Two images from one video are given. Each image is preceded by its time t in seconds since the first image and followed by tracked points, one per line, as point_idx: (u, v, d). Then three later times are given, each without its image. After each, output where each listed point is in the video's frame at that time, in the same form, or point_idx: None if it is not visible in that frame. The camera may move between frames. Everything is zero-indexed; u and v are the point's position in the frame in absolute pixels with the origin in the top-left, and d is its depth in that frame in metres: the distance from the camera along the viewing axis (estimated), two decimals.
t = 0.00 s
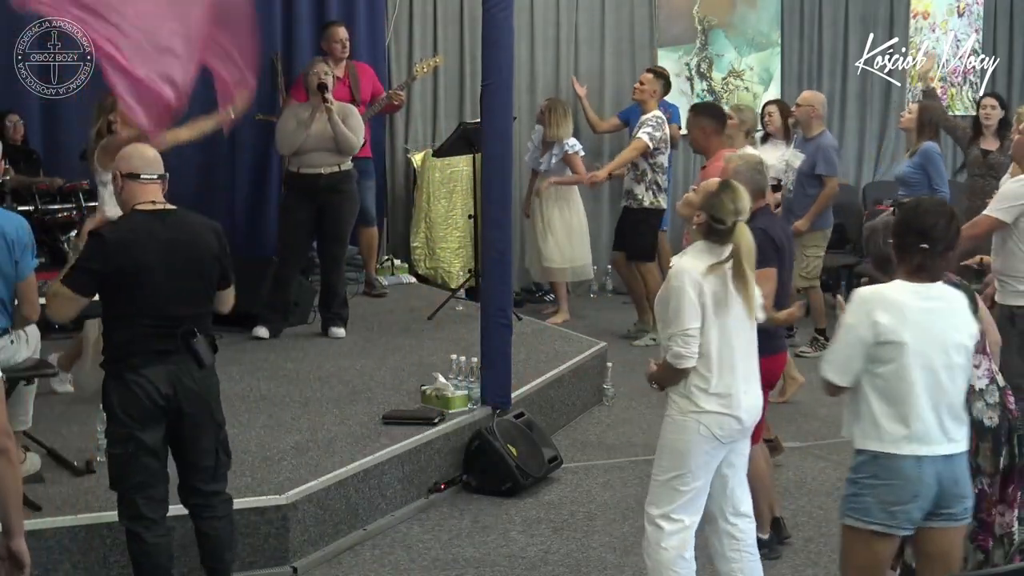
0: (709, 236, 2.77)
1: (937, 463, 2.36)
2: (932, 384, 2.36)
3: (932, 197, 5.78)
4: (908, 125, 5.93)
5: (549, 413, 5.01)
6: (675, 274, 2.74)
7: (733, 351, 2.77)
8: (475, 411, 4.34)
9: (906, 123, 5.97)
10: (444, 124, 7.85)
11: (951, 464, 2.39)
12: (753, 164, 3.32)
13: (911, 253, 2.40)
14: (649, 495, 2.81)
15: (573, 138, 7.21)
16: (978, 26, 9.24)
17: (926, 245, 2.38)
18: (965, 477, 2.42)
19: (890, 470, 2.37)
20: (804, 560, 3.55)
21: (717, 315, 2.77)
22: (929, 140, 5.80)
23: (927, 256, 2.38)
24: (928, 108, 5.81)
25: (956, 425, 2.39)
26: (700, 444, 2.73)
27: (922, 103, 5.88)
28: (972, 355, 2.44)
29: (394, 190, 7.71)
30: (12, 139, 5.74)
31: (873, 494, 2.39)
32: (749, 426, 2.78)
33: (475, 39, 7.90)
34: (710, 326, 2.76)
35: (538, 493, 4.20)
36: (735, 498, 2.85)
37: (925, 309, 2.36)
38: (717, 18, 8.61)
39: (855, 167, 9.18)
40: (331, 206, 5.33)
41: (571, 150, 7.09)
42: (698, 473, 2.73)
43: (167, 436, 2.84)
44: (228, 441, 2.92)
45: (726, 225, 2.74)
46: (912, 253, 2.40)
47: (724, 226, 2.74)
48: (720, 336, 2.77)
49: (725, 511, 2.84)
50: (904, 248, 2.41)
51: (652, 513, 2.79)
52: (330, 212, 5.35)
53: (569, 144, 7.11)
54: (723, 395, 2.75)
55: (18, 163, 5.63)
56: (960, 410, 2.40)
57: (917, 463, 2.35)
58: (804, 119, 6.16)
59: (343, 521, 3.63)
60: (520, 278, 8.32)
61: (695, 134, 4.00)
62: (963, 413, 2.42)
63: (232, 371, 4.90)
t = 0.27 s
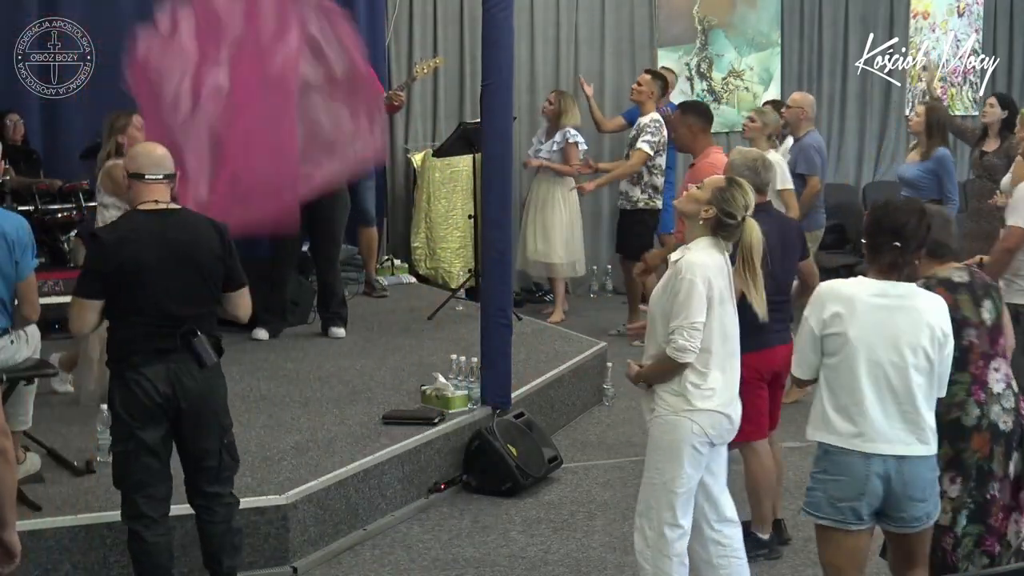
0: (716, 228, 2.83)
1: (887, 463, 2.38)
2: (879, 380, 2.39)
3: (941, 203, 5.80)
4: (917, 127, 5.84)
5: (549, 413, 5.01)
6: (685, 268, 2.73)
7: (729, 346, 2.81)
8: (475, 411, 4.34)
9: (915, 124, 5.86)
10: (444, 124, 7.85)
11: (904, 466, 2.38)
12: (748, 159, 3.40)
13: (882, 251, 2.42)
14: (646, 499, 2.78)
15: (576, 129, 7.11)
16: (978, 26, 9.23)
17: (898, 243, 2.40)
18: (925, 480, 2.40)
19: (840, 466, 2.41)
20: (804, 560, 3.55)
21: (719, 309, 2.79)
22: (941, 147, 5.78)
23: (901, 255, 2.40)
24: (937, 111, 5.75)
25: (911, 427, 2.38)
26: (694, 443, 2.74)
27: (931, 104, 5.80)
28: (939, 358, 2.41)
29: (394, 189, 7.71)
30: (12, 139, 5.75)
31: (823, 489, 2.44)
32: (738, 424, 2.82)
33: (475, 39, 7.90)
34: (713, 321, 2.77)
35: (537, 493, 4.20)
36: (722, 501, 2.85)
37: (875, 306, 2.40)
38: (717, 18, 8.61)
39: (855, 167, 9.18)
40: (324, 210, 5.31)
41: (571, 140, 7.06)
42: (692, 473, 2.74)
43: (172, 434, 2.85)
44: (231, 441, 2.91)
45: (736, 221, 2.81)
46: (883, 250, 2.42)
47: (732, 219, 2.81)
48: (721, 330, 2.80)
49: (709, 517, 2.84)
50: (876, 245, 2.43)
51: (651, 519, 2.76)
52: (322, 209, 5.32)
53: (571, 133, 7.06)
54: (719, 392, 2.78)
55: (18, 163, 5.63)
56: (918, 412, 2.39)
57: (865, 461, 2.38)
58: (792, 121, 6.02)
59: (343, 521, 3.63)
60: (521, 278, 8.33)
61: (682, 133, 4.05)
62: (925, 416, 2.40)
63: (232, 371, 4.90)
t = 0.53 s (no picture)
0: (709, 229, 2.82)
1: (884, 464, 2.38)
2: (870, 382, 2.39)
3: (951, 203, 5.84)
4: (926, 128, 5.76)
5: (549, 413, 5.01)
6: (673, 267, 2.74)
7: (711, 353, 2.79)
8: (475, 411, 4.34)
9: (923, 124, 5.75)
10: (444, 124, 7.85)
11: (902, 467, 2.38)
12: (751, 157, 3.45)
13: (869, 251, 2.45)
14: (627, 499, 2.80)
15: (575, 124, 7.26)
16: (978, 26, 9.22)
17: (882, 241, 2.45)
18: (925, 483, 2.39)
19: (836, 467, 2.41)
20: (804, 560, 3.55)
21: (704, 313, 2.76)
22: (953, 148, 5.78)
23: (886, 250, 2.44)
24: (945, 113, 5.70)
25: (908, 428, 2.38)
26: (673, 445, 2.73)
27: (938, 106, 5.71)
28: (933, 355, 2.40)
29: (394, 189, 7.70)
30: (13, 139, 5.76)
31: (821, 490, 2.43)
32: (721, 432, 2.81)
33: (475, 39, 7.90)
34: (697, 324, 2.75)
35: (538, 493, 4.20)
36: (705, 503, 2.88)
37: (864, 308, 2.41)
38: (717, 17, 8.61)
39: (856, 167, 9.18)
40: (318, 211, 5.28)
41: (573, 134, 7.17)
42: (671, 474, 2.75)
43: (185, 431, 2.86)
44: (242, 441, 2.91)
45: (727, 222, 2.81)
46: (869, 250, 2.45)
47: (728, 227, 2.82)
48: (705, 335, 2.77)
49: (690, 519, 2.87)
50: (861, 246, 2.46)
51: (633, 520, 2.78)
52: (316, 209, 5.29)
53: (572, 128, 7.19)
54: (697, 399, 2.77)
55: (18, 163, 5.64)
56: (914, 412, 2.38)
57: (861, 462, 2.38)
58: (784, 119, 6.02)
59: (343, 521, 3.63)
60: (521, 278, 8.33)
61: (675, 132, 4.06)
62: (923, 416, 2.39)
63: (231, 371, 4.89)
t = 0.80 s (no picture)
0: (689, 227, 2.73)
1: (923, 459, 2.37)
2: (909, 380, 2.37)
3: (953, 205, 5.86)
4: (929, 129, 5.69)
5: (549, 413, 5.01)
6: (640, 262, 2.73)
7: (688, 355, 2.71)
8: (475, 411, 4.34)
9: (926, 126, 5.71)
10: (444, 124, 7.84)
11: (938, 460, 2.38)
12: (759, 160, 3.43)
13: (880, 248, 2.43)
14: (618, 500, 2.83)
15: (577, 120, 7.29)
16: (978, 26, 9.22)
17: (892, 237, 2.43)
18: (954, 473, 2.41)
19: (876, 465, 2.37)
20: (804, 560, 3.55)
21: (675, 311, 2.71)
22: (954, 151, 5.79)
23: (898, 246, 2.42)
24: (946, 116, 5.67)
25: (943, 423, 2.39)
26: (648, 444, 2.73)
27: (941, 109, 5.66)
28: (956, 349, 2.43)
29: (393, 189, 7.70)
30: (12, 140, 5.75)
31: (861, 488, 2.39)
32: (701, 434, 2.73)
33: (475, 40, 7.90)
34: (666, 322, 2.71)
35: (538, 493, 4.20)
36: (698, 504, 2.87)
37: (897, 305, 2.38)
38: (717, 17, 8.60)
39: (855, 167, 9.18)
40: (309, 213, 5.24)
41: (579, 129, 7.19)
42: (652, 473, 2.75)
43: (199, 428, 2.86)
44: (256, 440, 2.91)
45: (703, 218, 2.70)
46: (880, 247, 2.43)
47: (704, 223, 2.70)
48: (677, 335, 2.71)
49: (685, 519, 2.87)
50: (872, 243, 2.45)
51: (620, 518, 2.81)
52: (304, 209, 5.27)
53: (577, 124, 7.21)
54: (670, 400, 2.72)
55: (18, 163, 5.64)
56: (945, 407, 2.39)
57: (903, 458, 2.36)
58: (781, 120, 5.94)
59: (343, 521, 3.62)
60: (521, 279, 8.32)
61: (673, 132, 4.02)
62: (950, 411, 2.41)
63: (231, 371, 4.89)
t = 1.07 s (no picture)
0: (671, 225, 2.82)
1: (989, 453, 2.35)
2: (967, 376, 2.34)
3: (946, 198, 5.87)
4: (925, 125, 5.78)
5: (549, 413, 5.02)
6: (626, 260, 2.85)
7: (673, 349, 2.75)
8: (475, 411, 4.36)
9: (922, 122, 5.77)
10: (444, 124, 7.84)
11: (1000, 452, 2.37)
12: (765, 159, 3.42)
13: (909, 261, 2.44)
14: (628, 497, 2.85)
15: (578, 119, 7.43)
16: (978, 26, 9.26)
17: (921, 249, 2.43)
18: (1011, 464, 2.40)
19: (948, 466, 2.32)
20: (804, 560, 3.55)
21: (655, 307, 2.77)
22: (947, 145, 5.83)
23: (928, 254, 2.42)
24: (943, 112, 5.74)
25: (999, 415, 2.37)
26: (648, 439, 2.76)
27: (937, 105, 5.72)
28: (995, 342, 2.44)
29: (394, 189, 7.70)
30: (12, 140, 5.75)
31: (933, 490, 2.33)
32: (695, 429, 2.71)
33: (475, 40, 7.90)
34: (648, 318, 2.79)
35: (538, 493, 4.21)
36: (713, 505, 2.85)
37: (946, 303, 2.37)
38: (717, 17, 8.61)
39: (855, 167, 9.18)
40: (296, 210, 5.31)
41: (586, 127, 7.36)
42: (657, 470, 2.75)
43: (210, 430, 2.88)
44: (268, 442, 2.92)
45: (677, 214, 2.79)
46: (907, 260, 2.44)
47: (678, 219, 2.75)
48: (658, 330, 2.77)
49: (699, 517, 2.87)
50: (902, 257, 2.44)
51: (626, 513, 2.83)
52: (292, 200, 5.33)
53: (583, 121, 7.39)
54: (660, 394, 2.75)
55: (18, 163, 5.63)
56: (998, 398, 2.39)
57: (974, 454, 2.32)
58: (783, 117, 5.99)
59: (343, 521, 3.63)
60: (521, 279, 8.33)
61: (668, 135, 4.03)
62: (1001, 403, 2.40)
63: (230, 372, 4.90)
